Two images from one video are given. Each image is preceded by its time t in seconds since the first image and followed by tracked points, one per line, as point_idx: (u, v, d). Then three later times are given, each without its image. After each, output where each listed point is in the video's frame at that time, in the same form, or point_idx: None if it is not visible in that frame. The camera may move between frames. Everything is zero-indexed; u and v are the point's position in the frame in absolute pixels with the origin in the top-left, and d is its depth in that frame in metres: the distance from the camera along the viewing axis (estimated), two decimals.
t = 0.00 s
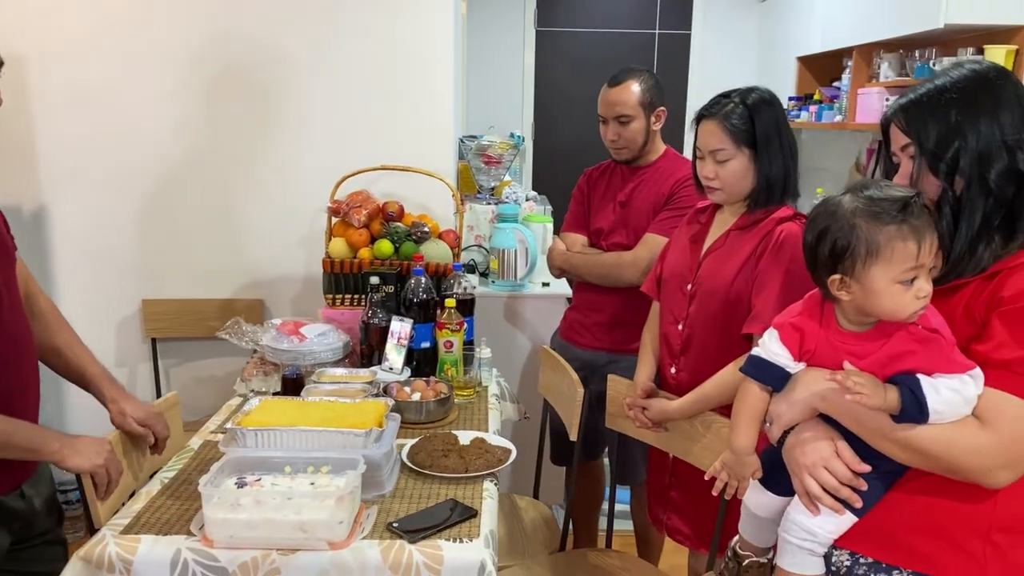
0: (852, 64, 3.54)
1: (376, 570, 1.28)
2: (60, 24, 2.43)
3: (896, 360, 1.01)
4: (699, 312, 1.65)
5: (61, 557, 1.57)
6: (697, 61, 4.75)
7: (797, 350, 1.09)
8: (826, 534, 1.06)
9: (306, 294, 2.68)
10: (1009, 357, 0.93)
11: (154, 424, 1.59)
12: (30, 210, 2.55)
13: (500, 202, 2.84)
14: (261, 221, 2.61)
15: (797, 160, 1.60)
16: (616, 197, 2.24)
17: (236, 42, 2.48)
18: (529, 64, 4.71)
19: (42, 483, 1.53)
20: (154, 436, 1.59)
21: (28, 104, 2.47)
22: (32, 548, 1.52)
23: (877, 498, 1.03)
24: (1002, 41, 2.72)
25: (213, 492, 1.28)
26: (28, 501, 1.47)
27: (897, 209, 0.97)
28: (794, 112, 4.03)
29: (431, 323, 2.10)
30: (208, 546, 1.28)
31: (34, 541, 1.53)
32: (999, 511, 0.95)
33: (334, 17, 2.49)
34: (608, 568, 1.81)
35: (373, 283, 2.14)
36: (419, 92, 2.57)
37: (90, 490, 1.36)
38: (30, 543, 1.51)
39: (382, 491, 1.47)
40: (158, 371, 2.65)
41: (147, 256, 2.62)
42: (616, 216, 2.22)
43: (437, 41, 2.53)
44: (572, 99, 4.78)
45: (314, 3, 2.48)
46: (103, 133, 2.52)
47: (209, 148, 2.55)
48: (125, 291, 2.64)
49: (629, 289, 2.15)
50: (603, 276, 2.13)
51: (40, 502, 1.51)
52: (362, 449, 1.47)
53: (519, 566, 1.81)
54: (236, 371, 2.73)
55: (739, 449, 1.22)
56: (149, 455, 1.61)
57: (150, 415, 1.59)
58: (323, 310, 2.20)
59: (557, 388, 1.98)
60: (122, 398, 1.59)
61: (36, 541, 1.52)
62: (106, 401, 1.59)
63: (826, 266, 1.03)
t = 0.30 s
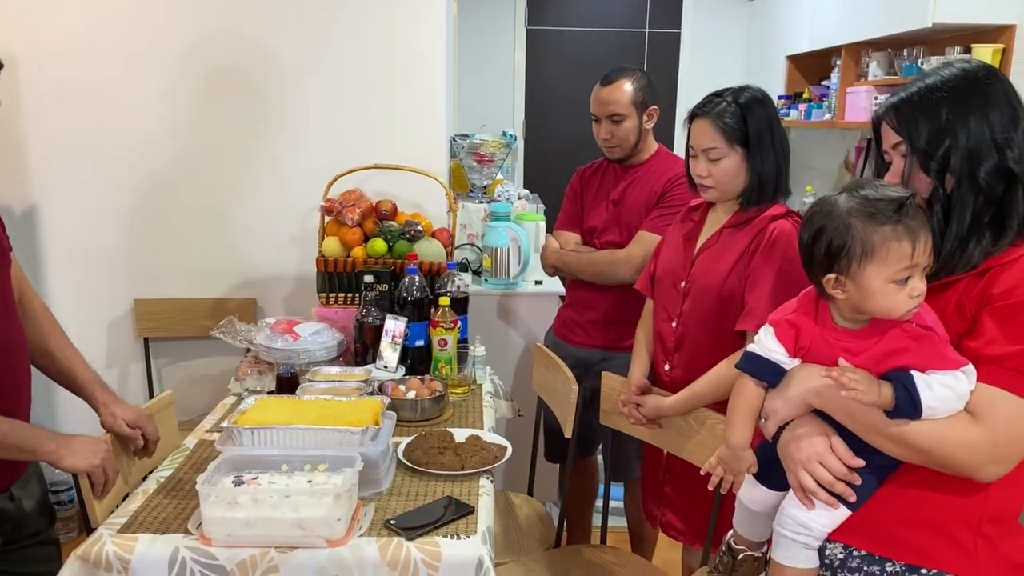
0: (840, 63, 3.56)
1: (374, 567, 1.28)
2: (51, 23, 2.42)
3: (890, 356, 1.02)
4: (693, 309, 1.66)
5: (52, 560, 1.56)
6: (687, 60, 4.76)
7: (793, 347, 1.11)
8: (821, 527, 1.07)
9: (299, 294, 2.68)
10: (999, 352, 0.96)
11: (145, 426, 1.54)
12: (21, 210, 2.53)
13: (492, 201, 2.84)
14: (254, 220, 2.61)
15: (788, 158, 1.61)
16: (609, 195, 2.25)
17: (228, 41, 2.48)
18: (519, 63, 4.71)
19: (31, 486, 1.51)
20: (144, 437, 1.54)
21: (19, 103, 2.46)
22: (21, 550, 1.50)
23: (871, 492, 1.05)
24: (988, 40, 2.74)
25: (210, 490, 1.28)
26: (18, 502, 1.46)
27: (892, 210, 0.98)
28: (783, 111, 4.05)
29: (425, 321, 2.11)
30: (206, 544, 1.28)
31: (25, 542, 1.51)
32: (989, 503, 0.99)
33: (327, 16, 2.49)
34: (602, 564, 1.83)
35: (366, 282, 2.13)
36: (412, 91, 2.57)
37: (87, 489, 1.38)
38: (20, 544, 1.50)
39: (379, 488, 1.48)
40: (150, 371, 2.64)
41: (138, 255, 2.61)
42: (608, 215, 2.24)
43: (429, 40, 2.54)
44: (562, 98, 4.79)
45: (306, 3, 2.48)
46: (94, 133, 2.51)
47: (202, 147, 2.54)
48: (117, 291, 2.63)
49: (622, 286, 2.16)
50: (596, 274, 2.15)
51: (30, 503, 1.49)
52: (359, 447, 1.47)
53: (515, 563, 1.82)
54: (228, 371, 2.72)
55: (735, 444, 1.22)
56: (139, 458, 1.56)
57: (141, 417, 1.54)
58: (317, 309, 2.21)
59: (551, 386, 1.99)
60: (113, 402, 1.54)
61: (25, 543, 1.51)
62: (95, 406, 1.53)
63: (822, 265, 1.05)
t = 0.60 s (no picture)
0: (833, 63, 3.57)
1: (374, 568, 1.29)
2: (45, 23, 2.41)
3: (887, 358, 1.03)
4: (690, 310, 1.67)
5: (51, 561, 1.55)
6: (680, 60, 4.77)
7: (790, 349, 1.11)
8: (818, 528, 1.08)
9: (294, 295, 2.68)
10: (995, 354, 0.96)
11: (143, 428, 1.53)
12: (14, 210, 2.53)
13: (487, 202, 2.83)
14: (249, 221, 2.60)
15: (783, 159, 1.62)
16: (605, 196, 2.26)
17: (224, 41, 2.48)
18: (513, 63, 4.71)
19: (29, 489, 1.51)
20: (142, 439, 1.54)
21: (12, 103, 2.45)
22: (18, 553, 1.50)
23: (868, 494, 1.06)
24: (980, 42, 2.76)
25: (209, 493, 1.28)
26: (14, 506, 1.45)
27: (888, 212, 0.99)
28: (777, 111, 4.06)
29: (422, 322, 2.10)
30: (204, 547, 1.28)
31: (22, 545, 1.50)
32: (986, 504, 1.00)
33: (322, 17, 2.49)
34: (599, 564, 1.83)
35: (363, 284, 2.13)
36: (407, 91, 2.57)
37: (85, 488, 1.38)
38: (17, 547, 1.49)
39: (377, 490, 1.48)
40: (145, 372, 2.64)
41: (133, 256, 2.60)
42: (604, 216, 2.24)
43: (425, 41, 2.54)
44: (556, 97, 4.80)
45: (302, 3, 2.48)
46: (89, 133, 2.50)
47: (197, 147, 2.54)
48: (111, 292, 2.62)
49: (618, 287, 2.17)
50: (591, 275, 2.15)
51: (25, 506, 1.48)
52: (357, 448, 1.47)
53: (512, 563, 1.83)
54: (223, 372, 2.72)
55: (733, 446, 1.23)
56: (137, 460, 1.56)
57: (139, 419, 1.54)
58: (313, 311, 2.21)
59: (547, 386, 2.00)
60: (111, 404, 1.54)
61: (23, 545, 1.50)
62: (93, 408, 1.53)
63: (819, 267, 1.05)
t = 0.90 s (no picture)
0: (834, 61, 3.56)
1: (380, 573, 1.27)
2: (40, 19, 2.38)
3: (903, 361, 1.01)
4: (697, 310, 1.66)
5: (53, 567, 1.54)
6: (680, 57, 4.76)
7: (805, 351, 1.10)
8: (832, 533, 1.07)
9: (293, 294, 2.66)
10: (1013, 357, 0.95)
11: (143, 430, 1.50)
12: (10, 209, 2.50)
13: (488, 200, 2.82)
14: (248, 220, 2.58)
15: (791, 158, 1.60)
16: (608, 195, 2.24)
17: (222, 37, 2.45)
18: (512, 60, 4.69)
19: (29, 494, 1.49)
20: (142, 442, 1.51)
21: (7, 100, 2.42)
22: (18, 559, 1.48)
23: (883, 497, 1.04)
24: (984, 39, 2.74)
25: (212, 497, 1.27)
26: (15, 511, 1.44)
27: (908, 214, 0.97)
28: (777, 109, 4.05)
29: (424, 322, 2.08)
30: (208, 552, 1.26)
31: (21, 552, 1.49)
32: (1004, 508, 0.96)
33: (321, 13, 2.47)
34: (604, 567, 1.82)
35: (364, 283, 2.11)
36: (408, 88, 2.55)
37: (84, 482, 1.35)
38: (18, 553, 1.48)
39: (382, 493, 1.46)
40: (143, 372, 2.61)
41: (130, 255, 2.58)
42: (608, 214, 2.23)
43: (426, 37, 2.51)
44: (555, 95, 4.78)
45: None
46: (85, 131, 2.47)
47: (195, 145, 2.51)
48: (109, 292, 2.59)
49: (621, 286, 2.15)
50: (595, 274, 2.14)
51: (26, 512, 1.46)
52: (361, 451, 1.45)
53: (516, 566, 1.81)
54: (222, 372, 2.70)
55: (746, 450, 1.20)
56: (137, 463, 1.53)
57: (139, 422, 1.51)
58: (313, 310, 2.19)
59: (551, 386, 1.98)
60: (110, 406, 1.51)
61: (23, 551, 1.49)
62: (93, 411, 1.51)
63: (836, 269, 1.04)
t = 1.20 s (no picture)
0: (837, 63, 3.55)
1: None
2: (43, 19, 2.37)
3: (922, 364, 1.00)
4: (706, 312, 1.65)
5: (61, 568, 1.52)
6: (682, 58, 4.75)
7: (822, 354, 1.09)
8: (851, 537, 1.06)
9: (297, 295, 2.65)
10: None
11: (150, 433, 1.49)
12: (13, 210, 2.48)
13: (492, 201, 2.81)
14: (252, 221, 2.57)
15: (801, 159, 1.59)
16: (614, 195, 2.23)
17: (226, 38, 2.44)
18: (514, 61, 4.68)
19: (37, 499, 1.48)
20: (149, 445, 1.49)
21: (10, 101, 2.41)
22: (27, 565, 1.46)
23: (902, 501, 1.03)
24: (989, 40, 2.74)
25: (221, 501, 1.25)
26: (24, 516, 1.43)
27: (925, 216, 0.96)
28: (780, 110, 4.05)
29: (430, 324, 2.07)
30: (217, 556, 1.25)
31: (29, 557, 1.46)
32: None
33: (324, 13, 2.46)
34: (612, 570, 1.81)
35: (370, 284, 2.12)
36: (412, 89, 2.54)
37: (94, 487, 1.34)
38: (24, 559, 1.45)
39: (392, 496, 1.45)
40: (146, 374, 2.60)
41: (133, 257, 2.56)
42: (614, 215, 2.22)
43: (431, 38, 2.51)
44: (557, 96, 4.77)
45: None
46: (88, 132, 2.46)
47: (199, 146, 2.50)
48: (112, 293, 2.58)
49: (629, 288, 2.14)
50: (602, 275, 2.13)
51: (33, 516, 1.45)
52: (370, 454, 1.44)
53: (524, 569, 1.80)
54: (226, 374, 2.68)
55: (763, 453, 1.18)
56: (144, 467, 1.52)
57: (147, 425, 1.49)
58: (318, 312, 2.17)
59: (559, 388, 1.97)
60: (118, 409, 1.51)
61: (29, 557, 1.46)
62: (100, 413, 1.50)
63: (852, 272, 1.03)
